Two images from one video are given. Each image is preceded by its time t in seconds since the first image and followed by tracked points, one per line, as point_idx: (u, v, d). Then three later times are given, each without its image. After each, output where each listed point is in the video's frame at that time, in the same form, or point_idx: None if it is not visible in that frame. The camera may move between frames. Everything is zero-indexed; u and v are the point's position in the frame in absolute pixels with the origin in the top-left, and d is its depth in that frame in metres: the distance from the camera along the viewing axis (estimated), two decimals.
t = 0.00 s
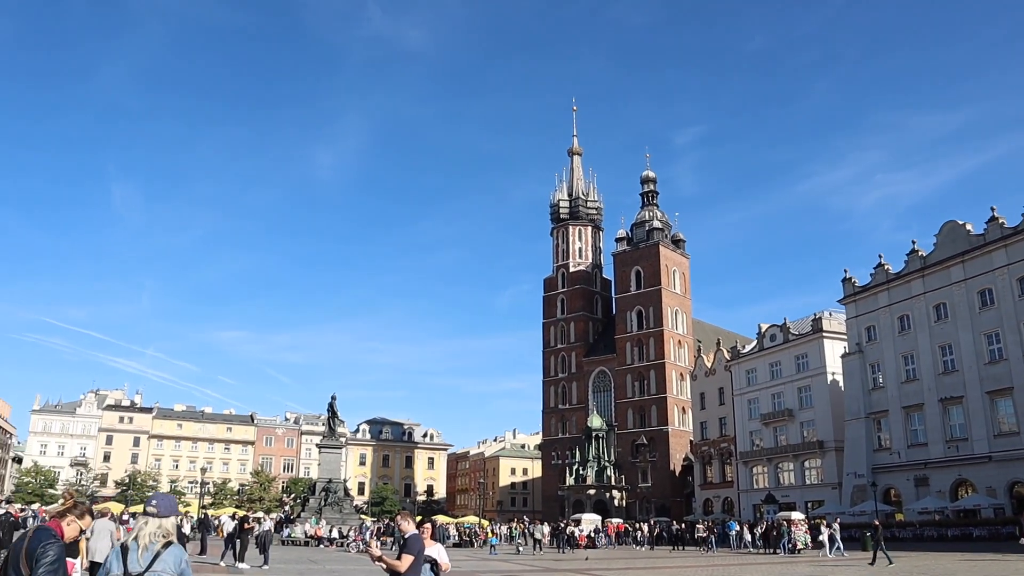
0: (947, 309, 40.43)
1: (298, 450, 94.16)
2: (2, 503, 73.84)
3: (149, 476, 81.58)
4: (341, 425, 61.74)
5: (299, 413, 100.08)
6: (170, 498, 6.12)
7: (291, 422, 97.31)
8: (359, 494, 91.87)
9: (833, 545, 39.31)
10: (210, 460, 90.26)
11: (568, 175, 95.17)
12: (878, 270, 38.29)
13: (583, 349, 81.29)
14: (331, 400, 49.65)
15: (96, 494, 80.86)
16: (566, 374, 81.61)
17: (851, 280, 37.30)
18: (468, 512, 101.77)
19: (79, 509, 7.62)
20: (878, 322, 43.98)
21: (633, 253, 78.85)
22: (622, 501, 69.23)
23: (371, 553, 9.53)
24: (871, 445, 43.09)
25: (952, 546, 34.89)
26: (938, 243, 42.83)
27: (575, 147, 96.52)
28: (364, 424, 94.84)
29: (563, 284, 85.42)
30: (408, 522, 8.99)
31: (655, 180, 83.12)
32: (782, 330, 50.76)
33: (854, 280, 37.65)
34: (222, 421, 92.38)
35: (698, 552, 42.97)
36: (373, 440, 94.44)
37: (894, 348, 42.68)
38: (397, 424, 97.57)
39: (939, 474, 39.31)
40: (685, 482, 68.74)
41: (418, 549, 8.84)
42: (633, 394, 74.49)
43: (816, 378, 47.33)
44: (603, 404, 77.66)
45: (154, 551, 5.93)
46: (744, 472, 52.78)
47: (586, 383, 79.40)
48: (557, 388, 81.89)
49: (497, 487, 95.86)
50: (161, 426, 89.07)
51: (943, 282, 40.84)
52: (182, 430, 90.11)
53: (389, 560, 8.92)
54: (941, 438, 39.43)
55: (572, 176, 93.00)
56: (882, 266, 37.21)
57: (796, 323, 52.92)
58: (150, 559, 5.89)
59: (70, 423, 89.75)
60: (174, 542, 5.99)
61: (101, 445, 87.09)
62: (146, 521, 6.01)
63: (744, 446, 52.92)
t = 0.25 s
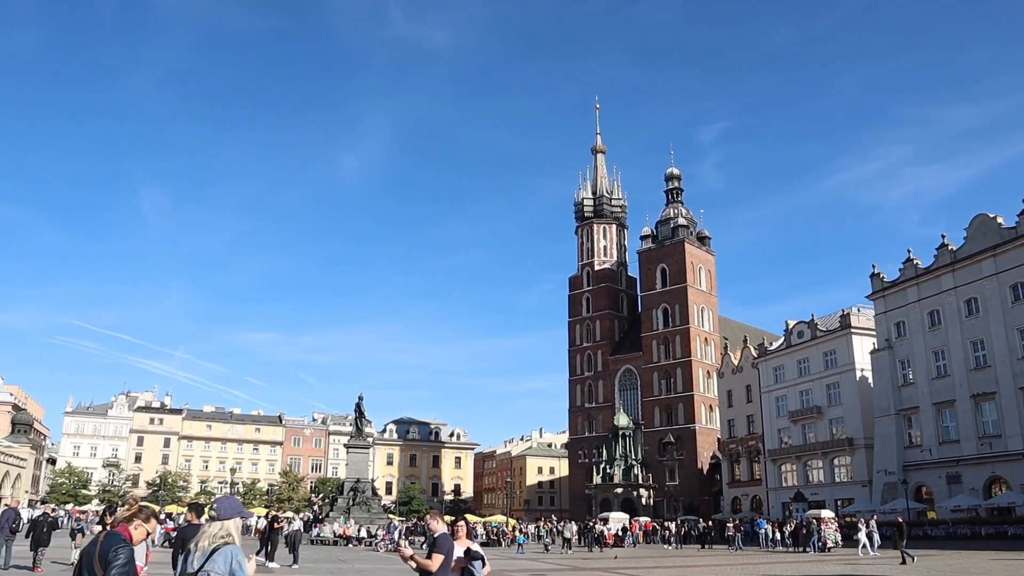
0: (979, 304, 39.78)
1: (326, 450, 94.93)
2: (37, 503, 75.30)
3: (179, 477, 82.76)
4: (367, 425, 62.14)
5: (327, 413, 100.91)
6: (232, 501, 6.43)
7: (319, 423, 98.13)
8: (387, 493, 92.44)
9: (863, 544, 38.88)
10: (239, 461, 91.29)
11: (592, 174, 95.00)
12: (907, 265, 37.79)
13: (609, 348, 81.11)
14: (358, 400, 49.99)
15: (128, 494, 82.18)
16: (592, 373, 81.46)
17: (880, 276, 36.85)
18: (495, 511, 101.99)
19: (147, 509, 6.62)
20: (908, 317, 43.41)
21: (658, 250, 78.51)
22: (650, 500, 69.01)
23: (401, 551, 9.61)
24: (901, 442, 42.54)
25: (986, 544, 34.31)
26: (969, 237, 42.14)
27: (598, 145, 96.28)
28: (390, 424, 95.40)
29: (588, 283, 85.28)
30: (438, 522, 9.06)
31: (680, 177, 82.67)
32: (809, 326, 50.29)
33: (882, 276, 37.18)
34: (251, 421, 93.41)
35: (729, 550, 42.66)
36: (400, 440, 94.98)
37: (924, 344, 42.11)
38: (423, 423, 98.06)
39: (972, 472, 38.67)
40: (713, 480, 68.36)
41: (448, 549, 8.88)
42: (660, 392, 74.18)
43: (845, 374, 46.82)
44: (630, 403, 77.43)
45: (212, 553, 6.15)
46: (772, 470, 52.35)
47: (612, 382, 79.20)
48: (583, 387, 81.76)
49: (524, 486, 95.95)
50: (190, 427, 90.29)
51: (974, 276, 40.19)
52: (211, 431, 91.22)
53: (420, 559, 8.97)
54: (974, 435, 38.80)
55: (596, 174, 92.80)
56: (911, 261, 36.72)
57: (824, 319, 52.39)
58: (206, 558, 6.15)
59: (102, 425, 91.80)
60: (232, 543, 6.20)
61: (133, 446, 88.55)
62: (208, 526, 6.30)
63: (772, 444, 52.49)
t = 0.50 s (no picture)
0: (1016, 298, 38.95)
1: (359, 450, 95.79)
2: (77, 503, 77.00)
3: (215, 477, 84.10)
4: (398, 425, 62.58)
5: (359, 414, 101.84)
6: (294, 502, 6.79)
7: (351, 423, 99.05)
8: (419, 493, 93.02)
9: (900, 543, 38.28)
10: (273, 461, 92.47)
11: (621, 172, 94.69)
12: (941, 260, 37.14)
13: (640, 346, 80.79)
14: (389, 401, 50.41)
15: (165, 494, 83.65)
16: (623, 371, 81.21)
17: (914, 271, 36.25)
18: (528, 510, 102.08)
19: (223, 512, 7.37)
20: (944, 313, 42.65)
21: (688, 247, 77.99)
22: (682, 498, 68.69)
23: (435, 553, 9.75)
24: (938, 440, 41.85)
25: None
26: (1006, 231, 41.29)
27: (627, 143, 95.92)
28: (422, 424, 95.95)
29: (618, 281, 85.02)
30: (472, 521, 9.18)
31: (710, 173, 82.03)
32: (843, 323, 49.65)
33: (916, 271, 36.58)
34: (285, 422, 94.57)
35: (764, 548, 42.28)
36: (432, 440, 95.52)
37: (961, 340, 41.37)
38: (455, 423, 98.50)
39: (1011, 469, 37.87)
40: (746, 478, 67.83)
41: (483, 549, 8.97)
42: (691, 390, 73.74)
43: (880, 371, 46.13)
44: (662, 401, 77.08)
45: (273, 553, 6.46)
46: (807, 468, 51.77)
47: (644, 380, 78.90)
48: (615, 385, 81.52)
49: (556, 486, 95.90)
50: (225, 428, 91.66)
51: (1011, 270, 39.36)
52: (245, 432, 92.47)
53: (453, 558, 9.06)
54: (1012, 432, 38.00)
55: (626, 172, 92.45)
56: (946, 256, 36.10)
57: (858, 315, 51.66)
58: (266, 557, 6.48)
59: (138, 427, 93.55)
60: (292, 543, 6.49)
61: (169, 447, 90.17)
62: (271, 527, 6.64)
63: (806, 442, 51.91)
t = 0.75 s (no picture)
0: None
1: (389, 450, 96.47)
2: (113, 504, 78.48)
3: (247, 477, 85.22)
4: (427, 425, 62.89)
5: (389, 414, 102.53)
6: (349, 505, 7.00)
7: (381, 423, 99.73)
8: (449, 493, 93.40)
9: (935, 541, 37.67)
10: (304, 461, 93.42)
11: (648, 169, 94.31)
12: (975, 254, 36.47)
13: (669, 344, 80.37)
14: (418, 401, 50.70)
15: (198, 495, 84.91)
16: (653, 370, 80.89)
17: (947, 265, 35.64)
18: (558, 510, 102.01)
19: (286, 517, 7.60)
20: (978, 308, 41.91)
21: (717, 245, 77.47)
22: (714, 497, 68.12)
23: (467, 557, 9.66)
24: (974, 437, 41.14)
25: None
26: None
27: (654, 141, 95.51)
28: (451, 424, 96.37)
29: (646, 279, 84.71)
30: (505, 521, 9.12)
31: (738, 170, 81.40)
32: (875, 319, 49.00)
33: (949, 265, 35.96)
34: (315, 423, 95.53)
35: (796, 547, 41.86)
36: (461, 440, 95.88)
37: (996, 335, 40.62)
38: (484, 423, 98.84)
39: None
40: (778, 477, 67.22)
41: (515, 547, 8.90)
42: (721, 388, 73.23)
43: (913, 367, 45.46)
44: (691, 399, 76.63)
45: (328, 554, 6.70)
46: (839, 467, 51.20)
47: (673, 378, 78.50)
48: (644, 384, 81.23)
49: (586, 485, 95.78)
50: (256, 429, 92.81)
51: None
52: (276, 433, 93.51)
53: (485, 557, 8.98)
54: None
55: (653, 169, 92.05)
56: (979, 250, 35.47)
57: (891, 311, 50.97)
58: (320, 558, 6.72)
59: (172, 428, 95.11)
60: (345, 544, 6.75)
61: (202, 448, 91.48)
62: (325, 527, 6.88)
63: (838, 439, 51.32)
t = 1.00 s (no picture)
0: None
1: (418, 450, 97.00)
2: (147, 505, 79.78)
3: (278, 478, 86.13)
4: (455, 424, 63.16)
5: (418, 414, 103.10)
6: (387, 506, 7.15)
7: (410, 424, 100.32)
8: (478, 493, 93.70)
9: (970, 540, 37.04)
10: (334, 462, 94.20)
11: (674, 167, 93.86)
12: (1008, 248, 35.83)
13: (697, 342, 79.90)
14: (447, 401, 50.91)
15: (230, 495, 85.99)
16: (681, 368, 80.50)
17: (979, 260, 35.04)
18: (587, 509, 101.88)
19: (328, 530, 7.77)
20: (1013, 303, 41.17)
21: (744, 242, 76.88)
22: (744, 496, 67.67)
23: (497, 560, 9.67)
24: (1009, 434, 40.42)
25: None
26: None
27: (679, 138, 95.03)
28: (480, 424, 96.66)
29: (674, 277, 84.32)
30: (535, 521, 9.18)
31: (765, 166, 80.72)
32: (906, 315, 48.34)
33: (982, 260, 35.38)
34: (345, 424, 96.31)
35: (829, 546, 41.40)
36: (490, 440, 96.14)
37: None
38: (513, 422, 99.10)
39: None
40: (809, 475, 66.57)
41: (547, 547, 9.00)
42: (750, 386, 72.66)
43: (946, 364, 44.79)
44: (720, 397, 76.12)
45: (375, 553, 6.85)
46: (871, 465, 50.59)
47: (701, 376, 78.04)
48: (672, 382, 80.88)
49: (615, 484, 95.56)
50: (286, 431, 93.79)
51: None
52: (305, 434, 94.39)
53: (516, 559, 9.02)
54: None
55: (679, 167, 91.59)
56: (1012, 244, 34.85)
57: (922, 307, 50.26)
58: (366, 559, 6.88)
59: (203, 430, 96.48)
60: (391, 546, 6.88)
61: (232, 450, 92.51)
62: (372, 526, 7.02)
63: (870, 437, 50.71)
